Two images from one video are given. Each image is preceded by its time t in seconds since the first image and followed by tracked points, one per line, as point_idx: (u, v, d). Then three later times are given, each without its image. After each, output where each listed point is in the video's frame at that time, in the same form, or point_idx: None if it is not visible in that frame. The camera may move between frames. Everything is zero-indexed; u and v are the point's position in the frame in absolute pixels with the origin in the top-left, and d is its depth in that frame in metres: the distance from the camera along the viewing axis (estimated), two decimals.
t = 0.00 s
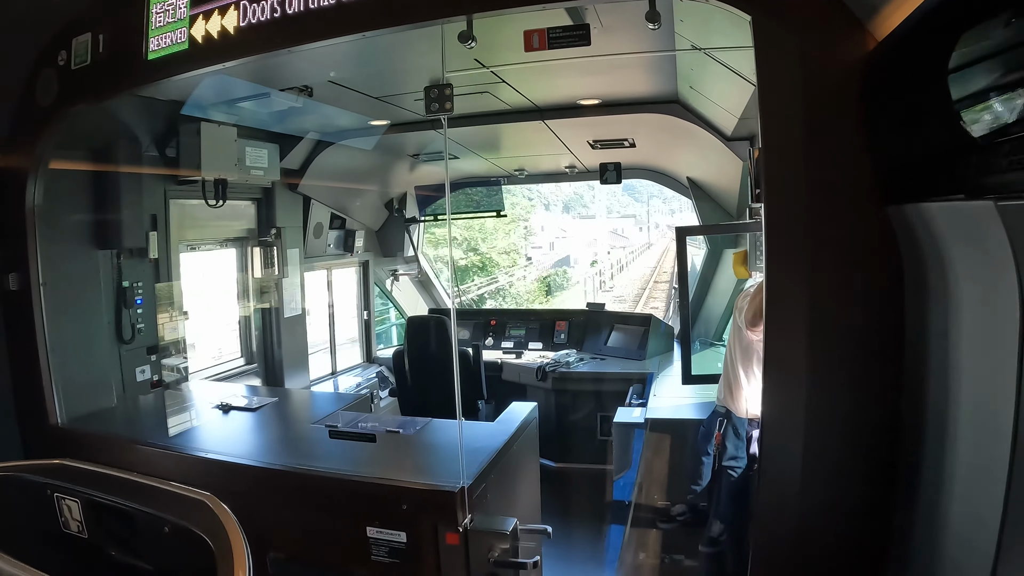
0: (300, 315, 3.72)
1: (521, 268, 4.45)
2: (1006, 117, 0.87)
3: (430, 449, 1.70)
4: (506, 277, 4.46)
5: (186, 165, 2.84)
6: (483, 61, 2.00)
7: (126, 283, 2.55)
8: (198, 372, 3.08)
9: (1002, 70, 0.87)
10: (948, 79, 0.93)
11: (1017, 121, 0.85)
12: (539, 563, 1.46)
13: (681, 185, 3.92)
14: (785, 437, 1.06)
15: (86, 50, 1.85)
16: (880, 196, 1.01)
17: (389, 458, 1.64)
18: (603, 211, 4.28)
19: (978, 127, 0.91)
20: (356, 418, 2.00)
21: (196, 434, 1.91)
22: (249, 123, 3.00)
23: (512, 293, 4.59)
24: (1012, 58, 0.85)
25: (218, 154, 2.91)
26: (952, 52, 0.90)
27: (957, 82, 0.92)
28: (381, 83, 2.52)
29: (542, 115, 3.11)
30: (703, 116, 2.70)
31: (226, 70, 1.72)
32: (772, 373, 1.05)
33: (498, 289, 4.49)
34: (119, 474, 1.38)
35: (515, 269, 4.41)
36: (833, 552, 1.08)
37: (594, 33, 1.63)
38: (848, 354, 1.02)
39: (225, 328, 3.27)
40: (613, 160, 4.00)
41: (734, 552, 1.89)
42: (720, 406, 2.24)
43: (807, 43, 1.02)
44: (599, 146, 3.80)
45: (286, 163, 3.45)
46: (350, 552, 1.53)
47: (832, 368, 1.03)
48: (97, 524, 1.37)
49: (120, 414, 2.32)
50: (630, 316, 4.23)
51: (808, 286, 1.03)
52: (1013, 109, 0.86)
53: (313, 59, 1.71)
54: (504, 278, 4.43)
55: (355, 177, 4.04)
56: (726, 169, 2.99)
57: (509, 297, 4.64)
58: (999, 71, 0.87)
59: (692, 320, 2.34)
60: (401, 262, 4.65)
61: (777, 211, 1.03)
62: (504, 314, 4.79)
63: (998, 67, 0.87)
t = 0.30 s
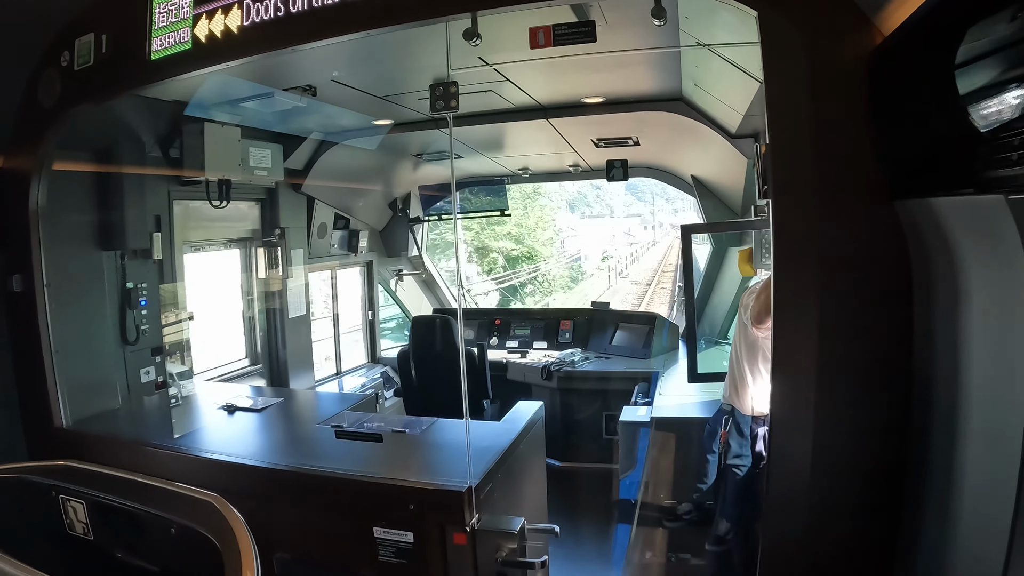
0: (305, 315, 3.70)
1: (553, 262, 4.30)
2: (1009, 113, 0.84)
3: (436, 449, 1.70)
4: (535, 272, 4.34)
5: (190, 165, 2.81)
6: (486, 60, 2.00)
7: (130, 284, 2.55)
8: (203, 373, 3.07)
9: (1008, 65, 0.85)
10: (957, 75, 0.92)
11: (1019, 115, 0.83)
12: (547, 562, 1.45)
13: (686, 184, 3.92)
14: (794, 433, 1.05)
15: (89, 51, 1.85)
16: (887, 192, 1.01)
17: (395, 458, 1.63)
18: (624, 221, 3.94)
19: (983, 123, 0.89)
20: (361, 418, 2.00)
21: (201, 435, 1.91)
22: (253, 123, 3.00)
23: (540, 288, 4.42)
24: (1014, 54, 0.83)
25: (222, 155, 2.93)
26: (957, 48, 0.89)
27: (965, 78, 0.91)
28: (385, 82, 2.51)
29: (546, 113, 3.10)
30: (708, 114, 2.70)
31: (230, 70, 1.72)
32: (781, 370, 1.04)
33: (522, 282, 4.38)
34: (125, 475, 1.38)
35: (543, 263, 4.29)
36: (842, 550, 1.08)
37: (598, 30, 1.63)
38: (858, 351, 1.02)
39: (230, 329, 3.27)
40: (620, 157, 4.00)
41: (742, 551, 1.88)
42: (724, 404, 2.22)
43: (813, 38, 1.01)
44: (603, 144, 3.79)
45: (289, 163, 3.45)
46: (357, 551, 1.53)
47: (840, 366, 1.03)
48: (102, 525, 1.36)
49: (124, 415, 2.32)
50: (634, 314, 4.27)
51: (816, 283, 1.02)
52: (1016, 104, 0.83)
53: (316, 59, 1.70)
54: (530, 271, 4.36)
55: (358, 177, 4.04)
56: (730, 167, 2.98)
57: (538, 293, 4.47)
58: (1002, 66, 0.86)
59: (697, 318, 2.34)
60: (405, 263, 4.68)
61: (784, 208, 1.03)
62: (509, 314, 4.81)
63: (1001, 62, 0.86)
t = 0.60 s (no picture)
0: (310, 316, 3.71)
1: (576, 254, 4.15)
2: (1016, 110, 0.80)
3: (441, 450, 1.69)
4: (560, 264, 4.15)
5: (194, 166, 2.82)
6: (490, 60, 1.99)
7: (134, 286, 2.56)
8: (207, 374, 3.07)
9: (1012, 64, 0.81)
10: (964, 73, 0.89)
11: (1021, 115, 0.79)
12: (553, 562, 1.45)
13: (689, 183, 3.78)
14: (801, 434, 1.05)
15: (93, 53, 1.85)
16: (893, 192, 1.00)
17: (400, 459, 1.63)
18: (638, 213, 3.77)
19: (989, 121, 0.85)
20: (366, 419, 2.00)
21: (206, 436, 1.91)
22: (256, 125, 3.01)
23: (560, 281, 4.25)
24: (1018, 53, 0.80)
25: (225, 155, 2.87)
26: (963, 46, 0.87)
27: (972, 76, 0.88)
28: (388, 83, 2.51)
29: (550, 113, 3.10)
30: (712, 113, 2.69)
31: (232, 71, 1.72)
32: (788, 371, 1.04)
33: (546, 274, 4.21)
34: (130, 477, 1.38)
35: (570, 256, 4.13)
36: (850, 550, 1.07)
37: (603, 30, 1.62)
38: (864, 352, 1.02)
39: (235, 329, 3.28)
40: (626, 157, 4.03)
41: (748, 551, 1.88)
42: (730, 405, 2.21)
43: (819, 36, 1.01)
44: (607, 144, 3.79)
45: (292, 163, 3.42)
46: (362, 553, 1.53)
47: (847, 366, 1.02)
48: (107, 527, 1.36)
49: (129, 416, 2.32)
50: (638, 315, 4.27)
51: (823, 284, 1.02)
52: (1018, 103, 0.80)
53: (320, 59, 1.70)
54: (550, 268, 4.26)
55: (361, 178, 4.04)
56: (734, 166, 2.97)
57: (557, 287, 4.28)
58: (1008, 66, 0.82)
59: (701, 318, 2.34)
60: (410, 264, 4.67)
61: (790, 208, 1.02)
62: (512, 315, 4.83)
63: (1007, 62, 0.82)
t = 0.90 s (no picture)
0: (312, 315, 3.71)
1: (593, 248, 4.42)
2: (1017, 109, 0.81)
3: (444, 449, 1.68)
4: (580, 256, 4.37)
5: (196, 165, 2.82)
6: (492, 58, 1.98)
7: (136, 285, 2.55)
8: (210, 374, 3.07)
9: (1011, 62, 0.80)
10: (968, 69, 0.88)
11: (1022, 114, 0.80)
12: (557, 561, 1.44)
13: (692, 180, 4.00)
14: (807, 432, 1.04)
15: (94, 51, 1.85)
16: (899, 188, 0.99)
17: (403, 458, 1.62)
18: (645, 213, 4.16)
19: (994, 116, 0.85)
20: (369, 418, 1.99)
21: (208, 435, 1.91)
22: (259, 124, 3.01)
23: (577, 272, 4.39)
24: (1017, 51, 0.79)
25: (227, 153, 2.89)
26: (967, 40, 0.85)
27: (976, 72, 0.87)
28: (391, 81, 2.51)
29: (552, 112, 3.08)
30: (715, 111, 2.68)
31: (234, 69, 1.71)
32: (794, 369, 1.03)
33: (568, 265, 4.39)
34: (132, 476, 1.37)
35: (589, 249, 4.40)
36: (855, 549, 1.06)
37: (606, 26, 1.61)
38: (869, 349, 1.01)
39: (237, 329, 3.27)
40: (630, 154, 3.91)
41: (752, 550, 1.87)
42: (734, 402, 2.19)
43: (825, 31, 1.00)
44: (609, 143, 3.78)
45: (296, 161, 3.44)
46: (365, 552, 1.52)
47: (852, 363, 1.01)
48: (108, 526, 1.36)
49: (131, 415, 2.32)
50: (642, 313, 4.22)
51: (829, 281, 1.01)
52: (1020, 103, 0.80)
53: (322, 57, 1.70)
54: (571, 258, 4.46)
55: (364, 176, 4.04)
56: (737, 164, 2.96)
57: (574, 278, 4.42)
58: (1008, 63, 0.81)
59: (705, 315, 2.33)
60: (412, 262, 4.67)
61: (794, 205, 1.01)
62: (515, 313, 4.77)
63: (1007, 59, 0.81)
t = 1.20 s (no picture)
0: (314, 314, 3.70)
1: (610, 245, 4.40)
2: (1018, 105, 0.84)
3: (447, 447, 1.68)
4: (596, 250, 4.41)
5: (198, 165, 2.82)
6: (493, 55, 1.97)
7: (139, 284, 2.54)
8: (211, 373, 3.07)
9: (1015, 55, 0.83)
10: (969, 64, 0.91)
11: None
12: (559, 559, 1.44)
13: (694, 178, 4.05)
14: (809, 429, 1.03)
15: (95, 50, 1.85)
16: (903, 185, 0.98)
17: (405, 457, 1.62)
18: (651, 213, 4.04)
19: (996, 110, 0.89)
20: (371, 417, 1.99)
21: (210, 434, 1.91)
22: (259, 122, 3.01)
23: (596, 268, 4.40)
24: None
25: (228, 152, 2.89)
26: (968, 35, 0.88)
27: (977, 66, 0.90)
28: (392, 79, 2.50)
29: (554, 110, 3.08)
30: (716, 109, 2.68)
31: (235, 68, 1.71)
32: (796, 366, 1.02)
33: (585, 258, 4.42)
34: (133, 474, 1.37)
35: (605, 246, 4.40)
36: (859, 546, 1.06)
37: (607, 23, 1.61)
38: (871, 346, 1.00)
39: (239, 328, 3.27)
40: (632, 152, 3.98)
41: (755, 549, 1.86)
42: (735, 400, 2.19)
43: (826, 27, 0.99)
44: (611, 142, 3.78)
45: (297, 160, 3.44)
46: (366, 550, 1.52)
47: (854, 360, 1.01)
48: (109, 526, 1.36)
49: (133, 414, 2.32)
50: (644, 311, 4.20)
51: (831, 277, 1.00)
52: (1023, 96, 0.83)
53: (322, 55, 1.70)
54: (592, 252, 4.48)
55: (366, 176, 4.04)
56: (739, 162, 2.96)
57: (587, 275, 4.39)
58: (1010, 58, 0.84)
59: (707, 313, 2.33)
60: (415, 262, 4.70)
61: (797, 202, 1.00)
62: (518, 312, 4.76)
63: (1011, 53, 0.84)
